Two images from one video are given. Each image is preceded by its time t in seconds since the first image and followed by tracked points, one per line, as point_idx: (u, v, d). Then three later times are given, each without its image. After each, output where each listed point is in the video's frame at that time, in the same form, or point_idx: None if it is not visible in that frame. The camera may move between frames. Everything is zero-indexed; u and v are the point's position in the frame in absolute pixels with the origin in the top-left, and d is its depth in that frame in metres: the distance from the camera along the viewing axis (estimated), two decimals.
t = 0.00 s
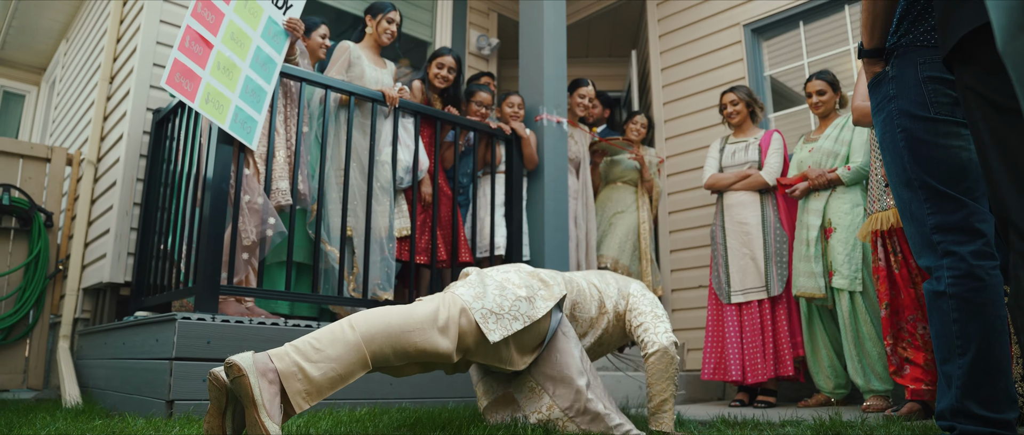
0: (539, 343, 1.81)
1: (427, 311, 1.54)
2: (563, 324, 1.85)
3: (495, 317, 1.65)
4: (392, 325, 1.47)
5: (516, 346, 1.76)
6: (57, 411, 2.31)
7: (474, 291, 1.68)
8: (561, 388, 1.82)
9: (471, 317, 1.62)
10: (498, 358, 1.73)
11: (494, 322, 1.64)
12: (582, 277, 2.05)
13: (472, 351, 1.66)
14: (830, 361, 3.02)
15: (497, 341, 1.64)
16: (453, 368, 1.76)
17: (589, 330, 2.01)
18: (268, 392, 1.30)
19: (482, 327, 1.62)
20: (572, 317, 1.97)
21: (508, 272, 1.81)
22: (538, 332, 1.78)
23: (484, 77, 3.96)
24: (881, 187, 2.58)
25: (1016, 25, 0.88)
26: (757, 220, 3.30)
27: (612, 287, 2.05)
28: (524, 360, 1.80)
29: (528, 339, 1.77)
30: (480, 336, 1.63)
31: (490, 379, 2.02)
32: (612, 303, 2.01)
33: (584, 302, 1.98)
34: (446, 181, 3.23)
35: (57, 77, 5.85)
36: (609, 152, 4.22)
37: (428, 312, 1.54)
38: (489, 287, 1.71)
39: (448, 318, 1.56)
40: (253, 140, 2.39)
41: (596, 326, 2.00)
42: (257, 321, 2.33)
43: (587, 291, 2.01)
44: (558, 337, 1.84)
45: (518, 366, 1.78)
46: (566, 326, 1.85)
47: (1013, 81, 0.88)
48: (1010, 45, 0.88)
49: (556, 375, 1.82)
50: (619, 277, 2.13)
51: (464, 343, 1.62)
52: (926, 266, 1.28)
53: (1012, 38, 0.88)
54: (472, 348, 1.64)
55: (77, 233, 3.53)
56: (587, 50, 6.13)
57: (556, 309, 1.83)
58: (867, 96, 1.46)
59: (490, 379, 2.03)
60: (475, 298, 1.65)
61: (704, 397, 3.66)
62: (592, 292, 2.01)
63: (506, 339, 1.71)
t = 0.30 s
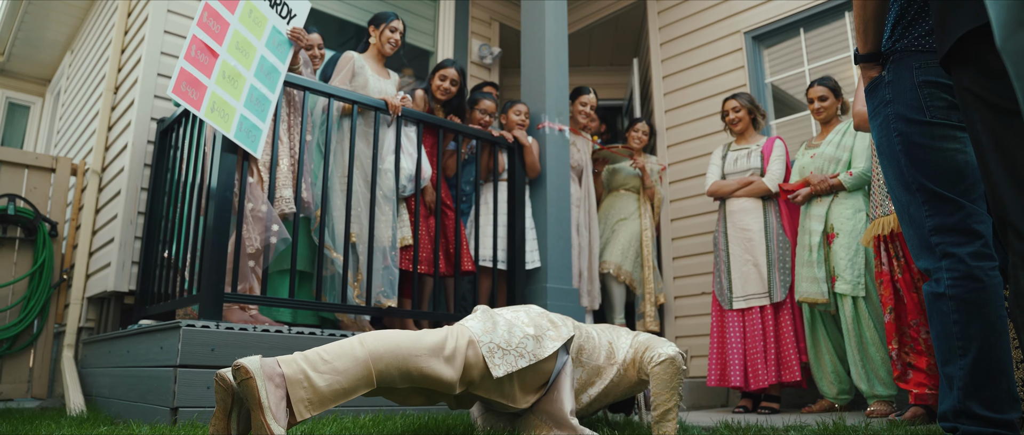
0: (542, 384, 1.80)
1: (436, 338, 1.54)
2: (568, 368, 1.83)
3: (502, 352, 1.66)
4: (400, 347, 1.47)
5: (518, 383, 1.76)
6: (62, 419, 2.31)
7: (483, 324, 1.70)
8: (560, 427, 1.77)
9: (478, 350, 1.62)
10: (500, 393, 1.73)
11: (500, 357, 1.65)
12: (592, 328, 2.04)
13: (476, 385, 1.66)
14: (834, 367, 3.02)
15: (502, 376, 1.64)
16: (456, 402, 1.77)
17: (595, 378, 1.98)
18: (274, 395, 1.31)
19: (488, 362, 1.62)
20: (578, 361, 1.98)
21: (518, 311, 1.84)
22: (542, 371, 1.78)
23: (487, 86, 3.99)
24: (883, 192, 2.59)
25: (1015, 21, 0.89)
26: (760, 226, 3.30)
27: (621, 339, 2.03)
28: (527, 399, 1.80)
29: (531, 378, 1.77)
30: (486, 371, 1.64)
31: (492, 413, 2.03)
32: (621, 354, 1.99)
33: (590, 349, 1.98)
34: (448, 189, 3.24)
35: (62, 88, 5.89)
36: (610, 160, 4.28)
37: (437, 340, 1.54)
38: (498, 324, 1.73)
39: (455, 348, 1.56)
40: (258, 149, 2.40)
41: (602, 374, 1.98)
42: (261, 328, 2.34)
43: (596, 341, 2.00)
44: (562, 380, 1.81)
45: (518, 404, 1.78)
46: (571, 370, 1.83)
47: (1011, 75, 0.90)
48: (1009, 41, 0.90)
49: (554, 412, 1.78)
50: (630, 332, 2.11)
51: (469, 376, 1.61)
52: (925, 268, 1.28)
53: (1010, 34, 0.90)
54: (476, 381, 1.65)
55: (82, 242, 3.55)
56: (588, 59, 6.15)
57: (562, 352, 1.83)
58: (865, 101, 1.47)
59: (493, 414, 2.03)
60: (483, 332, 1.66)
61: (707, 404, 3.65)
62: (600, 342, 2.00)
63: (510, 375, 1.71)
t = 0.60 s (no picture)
0: (542, 341, 1.83)
1: (431, 314, 1.56)
2: (566, 320, 1.86)
3: (498, 318, 1.67)
4: (398, 329, 1.49)
5: (519, 344, 1.77)
6: (64, 424, 2.33)
7: (476, 293, 1.70)
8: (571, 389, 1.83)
9: (475, 320, 1.64)
10: (504, 357, 1.75)
11: (497, 323, 1.67)
12: (583, 273, 2.05)
13: (478, 352, 1.68)
14: (833, 372, 3.03)
15: (501, 341, 1.66)
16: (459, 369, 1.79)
17: (592, 325, 2.02)
18: (278, 397, 1.33)
19: (486, 329, 1.64)
20: (574, 312, 1.98)
21: (509, 271, 1.83)
22: (541, 329, 1.80)
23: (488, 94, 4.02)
24: (880, 198, 2.61)
25: (983, 30, 0.88)
26: (759, 232, 3.32)
27: (613, 282, 2.05)
28: (529, 357, 1.82)
29: (531, 337, 1.79)
30: (485, 337, 1.66)
31: (499, 376, 2.04)
32: (614, 298, 2.02)
33: (586, 299, 1.99)
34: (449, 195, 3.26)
35: (65, 96, 5.93)
36: (610, 165, 4.34)
37: (433, 314, 1.57)
38: (491, 288, 1.73)
39: (453, 321, 1.59)
40: (261, 156, 2.43)
41: (599, 322, 2.01)
42: (264, 333, 2.37)
43: (588, 286, 2.01)
44: (561, 333, 1.85)
45: (523, 364, 1.80)
46: (570, 322, 1.87)
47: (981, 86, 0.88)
48: (977, 51, 0.88)
49: (561, 372, 1.84)
50: (619, 269, 2.13)
51: (469, 344, 1.64)
52: (919, 271, 1.30)
53: (978, 43, 0.88)
54: (477, 349, 1.67)
55: (84, 249, 3.56)
56: (589, 67, 6.19)
57: (558, 306, 1.85)
58: (858, 107, 1.49)
59: (499, 377, 2.05)
60: (478, 301, 1.68)
61: (708, 409, 3.66)
62: (594, 288, 2.02)
63: (510, 338, 1.73)
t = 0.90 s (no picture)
0: (541, 365, 1.84)
1: (433, 332, 1.59)
2: (565, 345, 1.88)
3: (499, 338, 1.69)
4: (400, 346, 1.51)
5: (519, 366, 1.78)
6: None
7: (477, 314, 1.72)
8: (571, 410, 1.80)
9: (476, 339, 1.66)
10: (502, 378, 1.76)
11: (498, 344, 1.68)
12: (583, 301, 2.08)
13: (478, 371, 1.70)
14: (833, 387, 3.04)
15: (501, 361, 1.68)
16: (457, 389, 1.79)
17: (589, 352, 2.04)
18: (282, 408, 1.34)
19: (487, 347, 1.66)
20: (573, 337, 2.00)
21: (511, 295, 1.87)
22: (540, 352, 1.81)
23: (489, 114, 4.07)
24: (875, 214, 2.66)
25: (944, 55, 0.81)
26: (758, 249, 3.34)
27: (613, 313, 2.08)
28: (527, 381, 1.82)
29: (531, 360, 1.80)
30: (485, 357, 1.67)
31: (492, 398, 1.97)
32: (614, 327, 2.05)
33: (585, 325, 2.01)
34: (451, 212, 3.30)
35: (70, 116, 5.99)
36: (609, 183, 4.42)
37: (435, 332, 1.59)
38: (492, 310, 1.76)
39: (454, 340, 1.61)
40: (269, 177, 2.46)
41: (596, 348, 2.04)
42: (266, 349, 2.38)
43: (589, 314, 2.04)
44: (560, 359, 1.86)
45: (520, 387, 1.80)
46: (568, 347, 1.88)
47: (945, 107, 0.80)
48: (941, 74, 0.81)
49: (560, 397, 1.82)
50: (619, 303, 2.17)
51: (469, 364, 1.65)
52: (912, 283, 1.33)
53: (940, 67, 0.81)
54: (477, 368, 1.68)
55: (87, 267, 3.59)
56: (588, 87, 6.25)
57: (557, 331, 1.88)
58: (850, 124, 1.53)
59: (493, 398, 1.98)
60: (479, 321, 1.70)
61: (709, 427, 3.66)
62: (594, 317, 2.04)
63: (510, 361, 1.74)
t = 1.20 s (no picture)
0: (541, 404, 1.85)
1: (441, 358, 1.62)
2: (568, 387, 1.88)
3: (505, 371, 1.73)
4: (408, 366, 1.54)
5: (521, 402, 1.80)
6: None
7: (486, 345, 1.77)
8: None
9: (482, 368, 1.70)
10: (503, 412, 1.78)
11: (503, 375, 1.72)
12: (591, 353, 2.12)
13: (480, 402, 1.72)
14: (832, 394, 3.05)
15: (505, 393, 1.71)
16: (459, 421, 1.82)
17: (594, 399, 2.02)
18: (288, 411, 1.37)
19: (492, 378, 1.70)
20: (576, 381, 2.02)
21: (520, 333, 1.91)
22: (543, 390, 1.83)
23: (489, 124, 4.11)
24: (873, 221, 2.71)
25: (926, 60, 0.83)
26: (757, 257, 3.37)
27: (619, 362, 2.10)
28: (528, 418, 1.83)
29: (533, 397, 1.82)
30: (490, 389, 1.71)
31: None
32: (619, 375, 2.05)
33: (590, 370, 2.04)
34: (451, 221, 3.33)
35: (73, 126, 6.03)
36: (609, 192, 4.47)
37: (443, 360, 1.62)
38: (500, 343, 1.80)
39: (460, 368, 1.64)
40: (272, 185, 2.49)
41: (601, 396, 2.02)
42: (268, 355, 2.39)
43: (595, 363, 2.07)
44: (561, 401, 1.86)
45: (521, 423, 1.81)
46: (571, 389, 1.88)
47: (928, 110, 0.82)
48: (924, 78, 0.82)
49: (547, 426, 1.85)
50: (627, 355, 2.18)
51: (472, 393, 1.68)
52: (904, 286, 1.36)
53: (924, 71, 0.83)
54: (479, 398, 1.71)
55: (90, 276, 3.61)
56: (587, 97, 6.30)
57: (562, 371, 1.89)
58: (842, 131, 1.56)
59: None
60: (487, 351, 1.74)
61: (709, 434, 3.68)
62: (599, 365, 2.06)
63: (512, 394, 1.76)
